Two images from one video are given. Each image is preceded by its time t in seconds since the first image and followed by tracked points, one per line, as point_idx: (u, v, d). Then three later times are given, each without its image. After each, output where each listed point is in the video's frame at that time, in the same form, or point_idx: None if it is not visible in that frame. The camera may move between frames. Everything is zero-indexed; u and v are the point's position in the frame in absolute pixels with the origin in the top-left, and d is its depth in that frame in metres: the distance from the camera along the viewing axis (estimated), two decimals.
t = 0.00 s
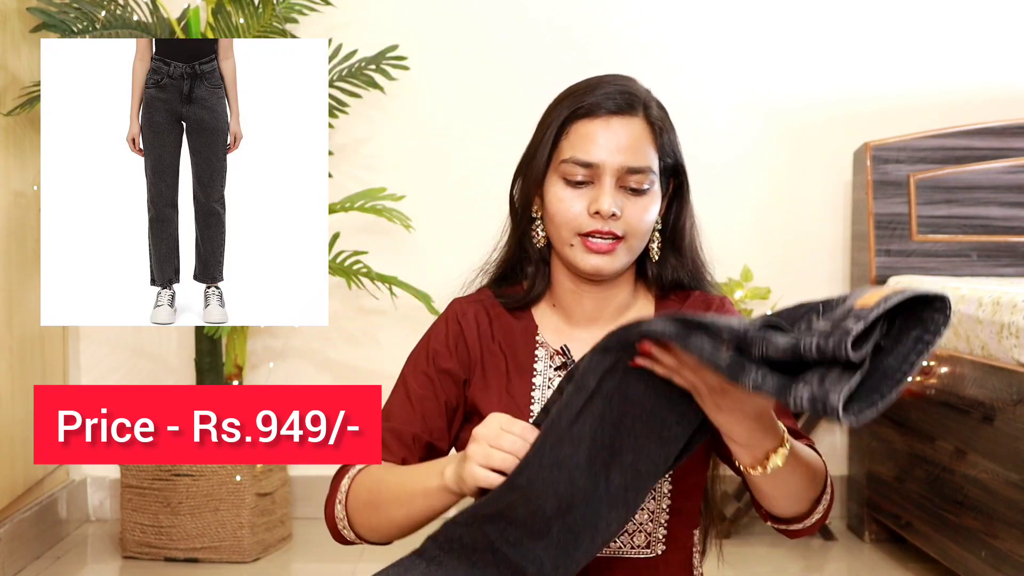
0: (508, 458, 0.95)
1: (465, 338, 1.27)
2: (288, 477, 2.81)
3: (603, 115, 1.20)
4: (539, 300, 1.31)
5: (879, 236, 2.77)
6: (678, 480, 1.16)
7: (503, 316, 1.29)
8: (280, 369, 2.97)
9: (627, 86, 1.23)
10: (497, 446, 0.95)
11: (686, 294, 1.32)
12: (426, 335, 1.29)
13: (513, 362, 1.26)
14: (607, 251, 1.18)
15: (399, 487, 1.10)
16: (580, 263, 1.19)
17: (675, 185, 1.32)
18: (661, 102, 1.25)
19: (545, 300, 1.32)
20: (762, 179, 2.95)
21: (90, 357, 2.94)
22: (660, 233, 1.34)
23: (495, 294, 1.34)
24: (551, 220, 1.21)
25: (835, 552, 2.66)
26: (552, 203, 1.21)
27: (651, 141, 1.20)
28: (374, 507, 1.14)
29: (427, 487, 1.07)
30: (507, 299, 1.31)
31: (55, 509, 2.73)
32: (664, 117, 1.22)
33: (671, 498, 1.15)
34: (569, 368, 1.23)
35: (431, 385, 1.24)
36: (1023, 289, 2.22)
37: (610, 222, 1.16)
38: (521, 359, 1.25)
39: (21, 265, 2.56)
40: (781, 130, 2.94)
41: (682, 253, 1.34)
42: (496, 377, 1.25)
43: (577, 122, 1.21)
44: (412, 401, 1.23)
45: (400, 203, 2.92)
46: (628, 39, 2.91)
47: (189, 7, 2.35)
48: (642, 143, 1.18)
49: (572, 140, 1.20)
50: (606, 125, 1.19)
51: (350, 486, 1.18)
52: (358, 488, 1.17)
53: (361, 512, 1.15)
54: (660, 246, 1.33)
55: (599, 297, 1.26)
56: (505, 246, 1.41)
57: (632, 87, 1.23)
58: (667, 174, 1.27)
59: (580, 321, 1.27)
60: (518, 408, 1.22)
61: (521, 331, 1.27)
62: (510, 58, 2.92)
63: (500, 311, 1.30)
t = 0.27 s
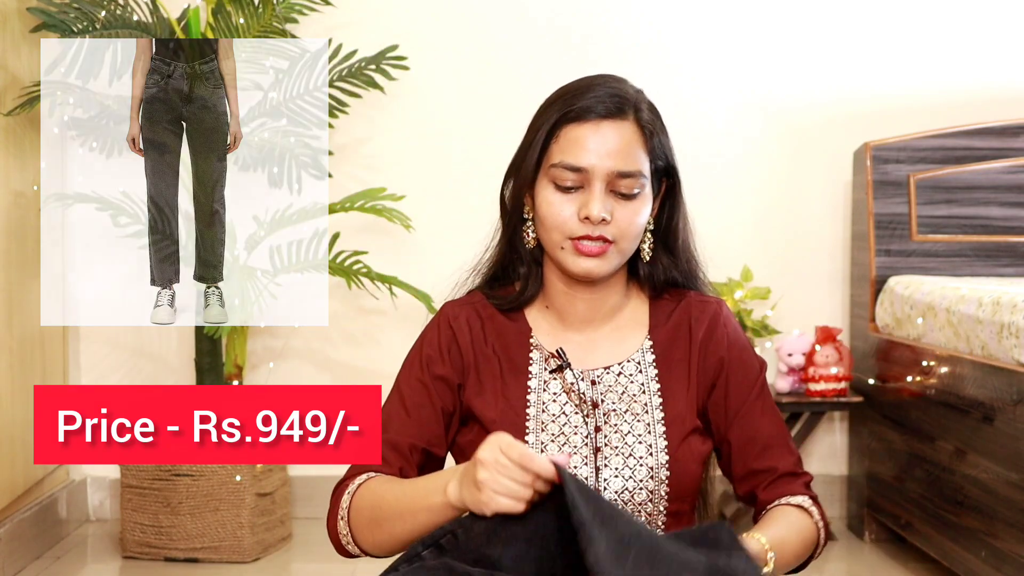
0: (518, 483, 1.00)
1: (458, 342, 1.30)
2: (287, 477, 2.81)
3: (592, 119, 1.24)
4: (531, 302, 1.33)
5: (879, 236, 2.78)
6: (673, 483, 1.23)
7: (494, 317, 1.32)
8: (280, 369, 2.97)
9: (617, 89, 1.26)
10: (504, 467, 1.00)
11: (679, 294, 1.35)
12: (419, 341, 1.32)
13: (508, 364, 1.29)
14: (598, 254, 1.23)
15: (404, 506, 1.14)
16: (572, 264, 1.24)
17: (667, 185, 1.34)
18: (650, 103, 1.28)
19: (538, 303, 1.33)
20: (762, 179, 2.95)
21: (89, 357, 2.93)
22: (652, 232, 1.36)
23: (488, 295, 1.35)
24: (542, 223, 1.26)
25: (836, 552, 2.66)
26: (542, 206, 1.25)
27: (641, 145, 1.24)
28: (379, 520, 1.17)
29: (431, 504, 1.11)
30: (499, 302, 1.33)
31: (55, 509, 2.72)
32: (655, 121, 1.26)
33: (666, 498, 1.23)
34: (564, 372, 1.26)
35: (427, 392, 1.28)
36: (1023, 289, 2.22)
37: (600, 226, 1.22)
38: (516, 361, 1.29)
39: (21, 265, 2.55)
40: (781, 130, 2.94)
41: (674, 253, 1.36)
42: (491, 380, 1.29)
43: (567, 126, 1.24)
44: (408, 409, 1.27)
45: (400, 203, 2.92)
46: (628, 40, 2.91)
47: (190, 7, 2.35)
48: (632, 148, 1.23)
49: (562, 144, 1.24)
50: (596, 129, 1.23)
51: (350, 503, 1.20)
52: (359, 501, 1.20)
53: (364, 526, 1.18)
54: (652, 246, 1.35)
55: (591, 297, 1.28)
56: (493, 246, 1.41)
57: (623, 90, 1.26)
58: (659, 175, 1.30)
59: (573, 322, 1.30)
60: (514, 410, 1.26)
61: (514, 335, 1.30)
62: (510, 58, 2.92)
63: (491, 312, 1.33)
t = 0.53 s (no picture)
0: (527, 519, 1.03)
1: (460, 345, 1.30)
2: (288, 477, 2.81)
3: (590, 120, 1.23)
4: (533, 303, 1.33)
5: (879, 236, 2.78)
6: (680, 482, 1.23)
7: (496, 318, 1.32)
8: (280, 369, 2.97)
9: (615, 89, 1.26)
10: (512, 502, 1.02)
11: (681, 293, 1.35)
12: (419, 346, 1.31)
13: (510, 365, 1.29)
14: (599, 256, 1.23)
15: (411, 523, 1.14)
16: (573, 266, 1.24)
17: (666, 184, 1.34)
18: (648, 102, 1.28)
19: (539, 304, 1.33)
20: (762, 178, 2.95)
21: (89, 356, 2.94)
22: (653, 231, 1.36)
23: (489, 296, 1.35)
24: (542, 226, 1.26)
25: (835, 552, 2.66)
26: (541, 209, 1.25)
27: (640, 145, 1.24)
28: (388, 533, 1.17)
29: (439, 523, 1.12)
30: (501, 304, 1.33)
31: (54, 509, 2.72)
32: (653, 120, 1.26)
33: (675, 498, 1.23)
34: (568, 371, 1.26)
35: (430, 396, 1.27)
36: (1023, 289, 2.22)
37: (600, 228, 1.22)
38: (518, 362, 1.28)
39: (21, 264, 2.55)
40: (780, 129, 2.94)
41: (676, 252, 1.36)
42: (495, 381, 1.28)
43: (565, 128, 1.24)
44: (412, 416, 1.27)
45: (400, 203, 2.92)
46: (627, 39, 2.91)
47: (189, 8, 2.38)
48: (631, 149, 1.23)
49: (560, 146, 1.23)
50: (594, 130, 1.23)
51: (358, 516, 1.21)
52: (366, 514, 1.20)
53: (374, 540, 1.19)
54: (653, 246, 1.35)
55: (593, 298, 1.28)
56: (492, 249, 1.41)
57: (620, 90, 1.26)
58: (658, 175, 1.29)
59: (576, 323, 1.30)
60: (519, 410, 1.25)
61: (517, 335, 1.30)
62: (510, 58, 2.92)
63: (493, 313, 1.32)
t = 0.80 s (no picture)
0: (497, 505, 1.03)
1: (459, 344, 1.30)
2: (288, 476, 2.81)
3: (587, 125, 1.24)
4: (533, 304, 1.33)
5: (879, 236, 2.78)
6: (674, 482, 1.23)
7: (495, 318, 1.32)
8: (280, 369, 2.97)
9: (613, 93, 1.26)
10: (484, 488, 1.04)
11: (680, 294, 1.35)
12: (419, 344, 1.32)
13: (508, 365, 1.29)
14: (596, 261, 1.24)
15: (406, 515, 1.16)
16: (571, 270, 1.24)
17: (666, 186, 1.34)
18: (646, 106, 1.28)
19: (538, 305, 1.33)
20: (762, 179, 2.95)
21: (90, 357, 2.94)
22: (654, 232, 1.36)
23: (489, 296, 1.35)
24: (539, 230, 1.26)
25: (835, 552, 2.66)
26: (539, 213, 1.25)
27: (637, 149, 1.24)
28: (383, 527, 1.18)
29: (431, 514, 1.13)
30: (500, 304, 1.33)
31: (55, 509, 2.72)
32: (651, 123, 1.26)
33: (668, 498, 1.23)
34: (564, 371, 1.26)
35: (429, 394, 1.28)
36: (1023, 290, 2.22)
37: (597, 233, 1.22)
38: (516, 362, 1.29)
39: (21, 265, 2.56)
40: (781, 129, 2.94)
41: (676, 252, 1.36)
42: (492, 381, 1.28)
43: (562, 132, 1.24)
44: (411, 414, 1.28)
45: (400, 202, 2.92)
46: (627, 40, 2.92)
47: (189, 7, 2.50)
48: (627, 152, 1.23)
49: (557, 150, 1.24)
50: (591, 134, 1.23)
51: (354, 513, 1.22)
52: (363, 509, 1.21)
53: (370, 535, 1.20)
54: (653, 247, 1.35)
55: (593, 299, 1.28)
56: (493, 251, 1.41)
57: (617, 93, 1.26)
58: (657, 177, 1.29)
59: (574, 323, 1.29)
60: (515, 410, 1.26)
61: (515, 335, 1.30)
62: (511, 58, 2.92)
63: (492, 313, 1.33)
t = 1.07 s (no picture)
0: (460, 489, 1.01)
1: (459, 343, 1.31)
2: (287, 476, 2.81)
3: (584, 126, 1.24)
4: (533, 304, 1.33)
5: (879, 236, 2.78)
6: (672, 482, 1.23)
7: (495, 318, 1.32)
8: (280, 369, 2.97)
9: (609, 94, 1.26)
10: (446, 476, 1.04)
11: (679, 294, 1.35)
12: (420, 344, 1.33)
13: (507, 364, 1.29)
14: (594, 261, 1.23)
15: (397, 512, 1.16)
16: (568, 272, 1.24)
17: (665, 186, 1.34)
18: (644, 107, 1.28)
19: (538, 305, 1.33)
20: (762, 178, 2.95)
21: (90, 357, 2.94)
22: (654, 231, 1.36)
23: (489, 296, 1.36)
24: (537, 232, 1.26)
25: (835, 552, 2.66)
26: (536, 215, 1.26)
27: (634, 150, 1.24)
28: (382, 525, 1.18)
29: (418, 508, 1.14)
30: (500, 305, 1.33)
31: (55, 509, 2.72)
32: (648, 124, 1.26)
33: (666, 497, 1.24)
34: (563, 371, 1.26)
35: (429, 393, 1.29)
36: (1023, 289, 2.22)
37: (594, 233, 1.22)
38: (515, 361, 1.29)
39: (21, 265, 2.55)
40: (781, 129, 2.94)
41: (677, 252, 1.36)
42: (490, 380, 1.29)
43: (559, 134, 1.24)
44: (412, 413, 1.28)
45: (400, 202, 2.92)
46: (627, 40, 2.92)
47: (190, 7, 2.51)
48: (624, 153, 1.23)
49: (554, 152, 1.24)
50: (587, 136, 1.23)
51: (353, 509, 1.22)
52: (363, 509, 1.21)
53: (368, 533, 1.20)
54: (653, 246, 1.35)
55: (592, 300, 1.29)
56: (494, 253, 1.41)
57: (614, 95, 1.26)
58: (655, 178, 1.29)
59: (573, 323, 1.30)
60: (513, 409, 1.26)
61: (514, 335, 1.31)
62: (511, 58, 2.92)
63: (492, 314, 1.33)
